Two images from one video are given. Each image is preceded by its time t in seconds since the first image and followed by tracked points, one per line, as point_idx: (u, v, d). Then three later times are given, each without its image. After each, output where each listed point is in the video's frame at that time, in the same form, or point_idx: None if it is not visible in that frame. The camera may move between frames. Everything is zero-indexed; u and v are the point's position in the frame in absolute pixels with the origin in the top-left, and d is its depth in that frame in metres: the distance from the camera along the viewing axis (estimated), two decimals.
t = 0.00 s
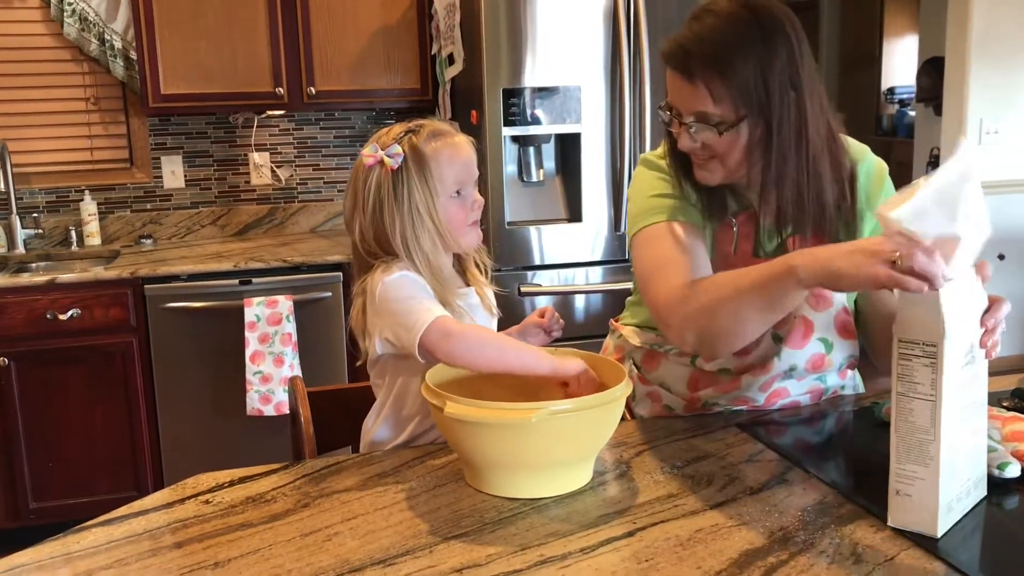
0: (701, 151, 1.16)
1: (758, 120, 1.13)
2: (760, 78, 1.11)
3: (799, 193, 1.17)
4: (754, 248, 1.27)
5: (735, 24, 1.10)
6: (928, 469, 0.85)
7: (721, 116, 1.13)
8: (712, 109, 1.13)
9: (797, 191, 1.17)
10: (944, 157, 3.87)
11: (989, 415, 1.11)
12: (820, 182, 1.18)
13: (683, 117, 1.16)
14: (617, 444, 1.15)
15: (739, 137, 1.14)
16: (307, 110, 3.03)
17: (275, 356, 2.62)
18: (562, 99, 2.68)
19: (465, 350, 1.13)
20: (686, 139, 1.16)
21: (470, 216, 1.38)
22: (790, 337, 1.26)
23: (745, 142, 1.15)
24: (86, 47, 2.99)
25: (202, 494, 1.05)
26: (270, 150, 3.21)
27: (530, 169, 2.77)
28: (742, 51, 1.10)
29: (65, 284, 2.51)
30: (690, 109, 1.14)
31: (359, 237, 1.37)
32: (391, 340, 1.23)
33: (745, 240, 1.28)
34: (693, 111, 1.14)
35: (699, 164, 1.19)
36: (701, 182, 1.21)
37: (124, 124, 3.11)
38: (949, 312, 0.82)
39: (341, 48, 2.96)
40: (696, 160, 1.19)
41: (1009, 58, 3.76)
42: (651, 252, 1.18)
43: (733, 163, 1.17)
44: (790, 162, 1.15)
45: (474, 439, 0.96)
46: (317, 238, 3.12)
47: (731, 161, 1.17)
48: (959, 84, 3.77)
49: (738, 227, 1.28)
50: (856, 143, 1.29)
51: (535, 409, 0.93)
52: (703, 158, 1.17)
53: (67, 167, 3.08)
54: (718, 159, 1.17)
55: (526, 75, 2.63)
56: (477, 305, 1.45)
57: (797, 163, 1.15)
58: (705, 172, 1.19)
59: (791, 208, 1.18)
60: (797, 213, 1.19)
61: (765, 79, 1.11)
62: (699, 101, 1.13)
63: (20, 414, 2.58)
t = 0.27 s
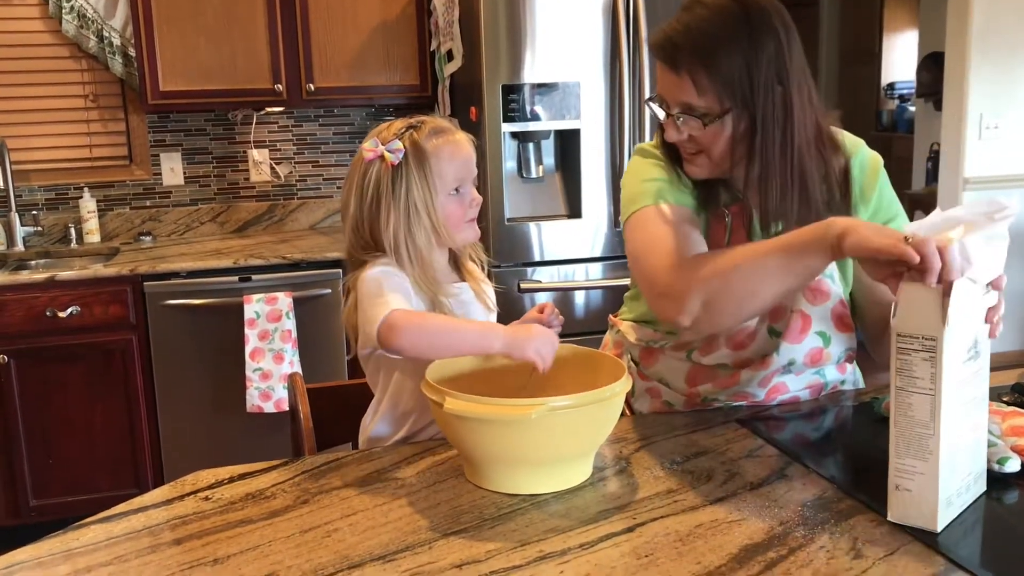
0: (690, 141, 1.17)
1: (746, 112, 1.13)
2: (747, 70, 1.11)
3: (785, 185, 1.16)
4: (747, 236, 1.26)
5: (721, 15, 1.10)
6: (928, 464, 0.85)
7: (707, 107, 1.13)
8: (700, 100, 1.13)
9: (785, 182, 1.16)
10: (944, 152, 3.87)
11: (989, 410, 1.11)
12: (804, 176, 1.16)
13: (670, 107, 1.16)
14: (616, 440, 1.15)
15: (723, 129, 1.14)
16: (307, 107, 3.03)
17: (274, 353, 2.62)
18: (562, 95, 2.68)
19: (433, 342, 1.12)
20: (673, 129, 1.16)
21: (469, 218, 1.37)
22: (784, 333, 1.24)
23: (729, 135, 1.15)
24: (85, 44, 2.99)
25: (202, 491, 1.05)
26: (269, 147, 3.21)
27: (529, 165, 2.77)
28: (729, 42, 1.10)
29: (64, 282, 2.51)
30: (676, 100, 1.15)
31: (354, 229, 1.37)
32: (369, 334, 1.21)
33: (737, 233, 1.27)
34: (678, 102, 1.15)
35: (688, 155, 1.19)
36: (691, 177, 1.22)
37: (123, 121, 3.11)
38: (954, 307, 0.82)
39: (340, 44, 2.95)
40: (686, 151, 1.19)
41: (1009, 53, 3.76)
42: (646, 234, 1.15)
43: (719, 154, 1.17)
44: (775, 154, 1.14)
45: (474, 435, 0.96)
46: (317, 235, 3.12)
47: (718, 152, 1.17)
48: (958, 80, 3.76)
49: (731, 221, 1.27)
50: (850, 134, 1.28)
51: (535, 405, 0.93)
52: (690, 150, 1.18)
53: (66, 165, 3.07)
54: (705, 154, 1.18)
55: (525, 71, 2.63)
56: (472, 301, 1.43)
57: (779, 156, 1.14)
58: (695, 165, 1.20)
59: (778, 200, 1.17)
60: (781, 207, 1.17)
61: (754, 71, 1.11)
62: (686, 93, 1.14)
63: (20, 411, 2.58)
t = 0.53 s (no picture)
0: (684, 133, 1.16)
1: (739, 101, 1.14)
2: (738, 59, 1.12)
3: (777, 174, 1.16)
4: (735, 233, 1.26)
5: (710, 6, 1.11)
6: (930, 458, 0.86)
7: (700, 99, 1.13)
8: (693, 90, 1.13)
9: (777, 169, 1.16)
10: (942, 148, 3.87)
11: (986, 406, 1.11)
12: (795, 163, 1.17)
13: (660, 98, 1.15)
14: (614, 437, 1.15)
15: (719, 118, 1.14)
16: (304, 104, 3.03)
17: (273, 350, 2.62)
18: (560, 92, 2.68)
19: (421, 345, 1.11)
20: (666, 121, 1.15)
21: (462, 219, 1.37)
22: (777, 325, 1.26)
23: (724, 123, 1.15)
24: (82, 42, 2.98)
25: (199, 489, 1.05)
26: (267, 144, 3.21)
27: (527, 162, 2.76)
28: (719, 32, 1.10)
29: (62, 280, 2.51)
30: (669, 90, 1.14)
31: (349, 225, 1.37)
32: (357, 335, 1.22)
33: (725, 228, 1.27)
34: (670, 92, 1.14)
35: (679, 148, 1.19)
36: (682, 173, 1.21)
37: (121, 118, 3.10)
38: (958, 299, 0.82)
39: (337, 41, 2.95)
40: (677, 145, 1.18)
41: (1007, 49, 3.76)
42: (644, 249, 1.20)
43: (714, 146, 1.17)
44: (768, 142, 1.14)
45: (472, 432, 0.96)
46: (315, 232, 3.12)
47: (712, 142, 1.17)
48: (957, 76, 3.76)
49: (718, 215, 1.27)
50: (838, 125, 1.28)
51: (533, 401, 0.93)
52: (682, 143, 1.18)
53: (63, 162, 3.07)
54: (699, 146, 1.18)
55: (523, 68, 2.63)
56: (463, 299, 1.44)
57: (773, 143, 1.15)
58: (687, 160, 1.19)
59: (769, 188, 1.17)
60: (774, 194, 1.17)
61: (745, 61, 1.12)
62: (676, 82, 1.13)
63: (18, 409, 2.58)
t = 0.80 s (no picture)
0: (679, 134, 1.15)
1: (731, 102, 1.13)
2: (730, 59, 1.11)
3: (765, 174, 1.15)
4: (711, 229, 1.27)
5: (697, 6, 1.10)
6: None
7: (694, 100, 1.13)
8: (687, 91, 1.12)
9: (765, 169, 1.15)
10: (939, 146, 3.87)
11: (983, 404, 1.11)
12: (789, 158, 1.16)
13: (653, 101, 1.15)
14: (612, 434, 1.15)
15: (713, 118, 1.13)
16: (302, 101, 3.02)
17: (270, 348, 2.62)
18: (558, 89, 2.67)
19: (442, 336, 1.11)
20: (660, 124, 1.15)
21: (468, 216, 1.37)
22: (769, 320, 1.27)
23: (719, 124, 1.14)
24: (79, 38, 2.97)
25: (197, 486, 1.05)
26: (265, 141, 3.20)
27: (524, 160, 2.75)
28: (710, 33, 1.09)
29: (59, 277, 2.50)
30: (662, 94, 1.14)
31: (352, 223, 1.37)
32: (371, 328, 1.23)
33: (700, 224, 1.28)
34: (663, 95, 1.14)
35: (670, 148, 1.18)
36: (678, 170, 1.21)
37: (118, 115, 3.10)
38: None
39: (335, 38, 2.94)
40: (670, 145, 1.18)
41: (1006, 47, 3.76)
42: (604, 255, 1.28)
43: (707, 146, 1.17)
44: (759, 143, 1.14)
45: (470, 430, 0.96)
46: (313, 229, 3.11)
47: (706, 143, 1.16)
48: (955, 74, 3.76)
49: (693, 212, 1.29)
50: (825, 120, 1.26)
51: (531, 398, 0.93)
52: (677, 144, 1.17)
53: (60, 159, 3.06)
54: (694, 146, 1.17)
55: (521, 65, 2.62)
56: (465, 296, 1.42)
57: (766, 139, 1.14)
58: (679, 158, 1.19)
59: (756, 188, 1.17)
60: (759, 194, 1.17)
61: (736, 61, 1.11)
62: (670, 85, 1.13)
63: (15, 406, 2.58)
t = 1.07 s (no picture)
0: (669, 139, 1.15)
1: (722, 106, 1.12)
2: (718, 64, 1.10)
3: (753, 177, 1.16)
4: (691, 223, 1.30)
5: (680, 14, 1.09)
6: None
7: (686, 106, 1.12)
8: (677, 98, 1.11)
9: (753, 172, 1.15)
10: (937, 145, 3.88)
11: (981, 402, 1.12)
12: (779, 161, 1.16)
13: (643, 107, 1.15)
14: (610, 433, 1.15)
15: (703, 124, 1.13)
16: (300, 99, 3.02)
17: (268, 346, 2.63)
18: (556, 88, 2.67)
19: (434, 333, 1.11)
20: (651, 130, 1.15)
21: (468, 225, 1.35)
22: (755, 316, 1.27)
23: (709, 129, 1.14)
24: (76, 35, 2.96)
25: (194, 484, 1.04)
26: (262, 139, 3.20)
27: (523, 158, 2.76)
28: (697, 41, 1.08)
29: (57, 274, 2.50)
30: (652, 101, 1.13)
31: (354, 216, 1.37)
32: (366, 323, 1.22)
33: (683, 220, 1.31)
34: (652, 102, 1.13)
35: (661, 151, 1.18)
36: (668, 171, 1.21)
37: (116, 112, 3.09)
38: None
39: (334, 36, 2.94)
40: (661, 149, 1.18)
41: (1003, 47, 3.76)
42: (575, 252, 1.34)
43: (697, 150, 1.17)
44: (748, 147, 1.14)
45: (469, 428, 0.96)
46: (310, 227, 3.11)
47: (696, 147, 1.16)
48: (953, 74, 3.77)
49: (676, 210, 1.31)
50: (812, 115, 1.24)
51: (529, 396, 0.93)
52: (668, 148, 1.17)
53: (58, 157, 3.06)
54: (684, 149, 1.17)
55: (520, 63, 2.62)
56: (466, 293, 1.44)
57: (754, 143, 1.14)
58: (670, 161, 1.19)
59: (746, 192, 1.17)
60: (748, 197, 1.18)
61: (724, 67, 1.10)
62: (659, 93, 1.12)
63: (11, 404, 2.58)
